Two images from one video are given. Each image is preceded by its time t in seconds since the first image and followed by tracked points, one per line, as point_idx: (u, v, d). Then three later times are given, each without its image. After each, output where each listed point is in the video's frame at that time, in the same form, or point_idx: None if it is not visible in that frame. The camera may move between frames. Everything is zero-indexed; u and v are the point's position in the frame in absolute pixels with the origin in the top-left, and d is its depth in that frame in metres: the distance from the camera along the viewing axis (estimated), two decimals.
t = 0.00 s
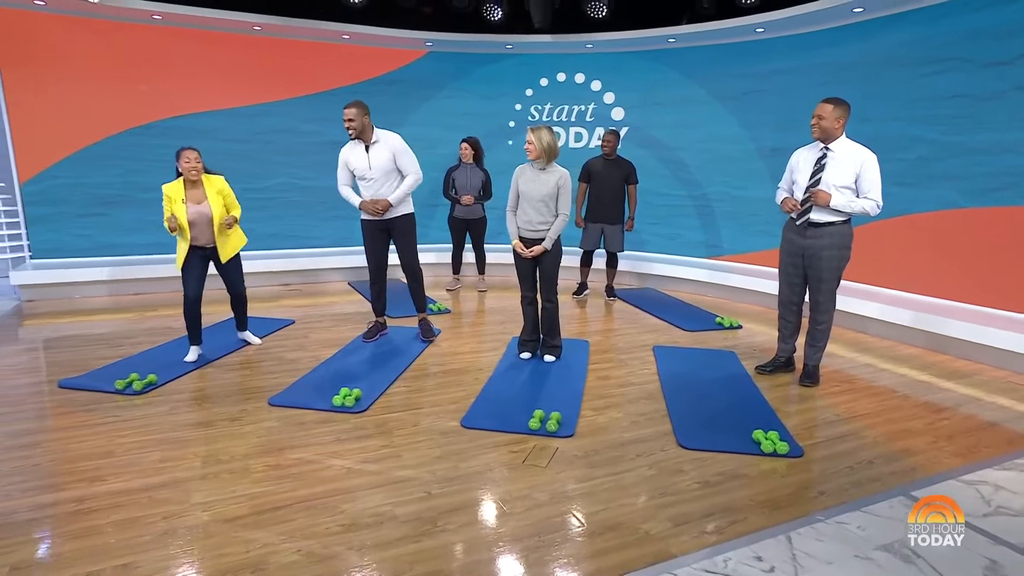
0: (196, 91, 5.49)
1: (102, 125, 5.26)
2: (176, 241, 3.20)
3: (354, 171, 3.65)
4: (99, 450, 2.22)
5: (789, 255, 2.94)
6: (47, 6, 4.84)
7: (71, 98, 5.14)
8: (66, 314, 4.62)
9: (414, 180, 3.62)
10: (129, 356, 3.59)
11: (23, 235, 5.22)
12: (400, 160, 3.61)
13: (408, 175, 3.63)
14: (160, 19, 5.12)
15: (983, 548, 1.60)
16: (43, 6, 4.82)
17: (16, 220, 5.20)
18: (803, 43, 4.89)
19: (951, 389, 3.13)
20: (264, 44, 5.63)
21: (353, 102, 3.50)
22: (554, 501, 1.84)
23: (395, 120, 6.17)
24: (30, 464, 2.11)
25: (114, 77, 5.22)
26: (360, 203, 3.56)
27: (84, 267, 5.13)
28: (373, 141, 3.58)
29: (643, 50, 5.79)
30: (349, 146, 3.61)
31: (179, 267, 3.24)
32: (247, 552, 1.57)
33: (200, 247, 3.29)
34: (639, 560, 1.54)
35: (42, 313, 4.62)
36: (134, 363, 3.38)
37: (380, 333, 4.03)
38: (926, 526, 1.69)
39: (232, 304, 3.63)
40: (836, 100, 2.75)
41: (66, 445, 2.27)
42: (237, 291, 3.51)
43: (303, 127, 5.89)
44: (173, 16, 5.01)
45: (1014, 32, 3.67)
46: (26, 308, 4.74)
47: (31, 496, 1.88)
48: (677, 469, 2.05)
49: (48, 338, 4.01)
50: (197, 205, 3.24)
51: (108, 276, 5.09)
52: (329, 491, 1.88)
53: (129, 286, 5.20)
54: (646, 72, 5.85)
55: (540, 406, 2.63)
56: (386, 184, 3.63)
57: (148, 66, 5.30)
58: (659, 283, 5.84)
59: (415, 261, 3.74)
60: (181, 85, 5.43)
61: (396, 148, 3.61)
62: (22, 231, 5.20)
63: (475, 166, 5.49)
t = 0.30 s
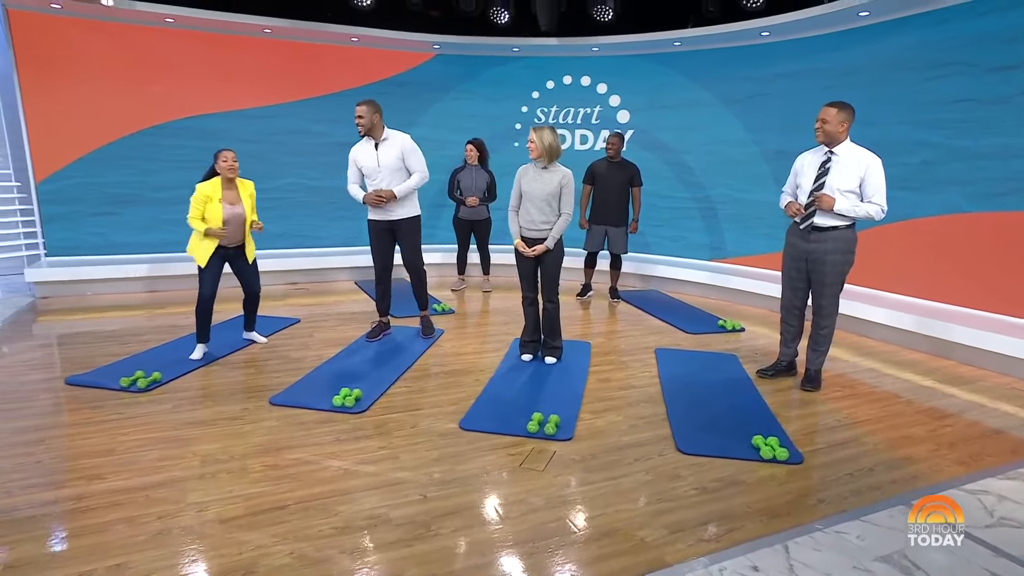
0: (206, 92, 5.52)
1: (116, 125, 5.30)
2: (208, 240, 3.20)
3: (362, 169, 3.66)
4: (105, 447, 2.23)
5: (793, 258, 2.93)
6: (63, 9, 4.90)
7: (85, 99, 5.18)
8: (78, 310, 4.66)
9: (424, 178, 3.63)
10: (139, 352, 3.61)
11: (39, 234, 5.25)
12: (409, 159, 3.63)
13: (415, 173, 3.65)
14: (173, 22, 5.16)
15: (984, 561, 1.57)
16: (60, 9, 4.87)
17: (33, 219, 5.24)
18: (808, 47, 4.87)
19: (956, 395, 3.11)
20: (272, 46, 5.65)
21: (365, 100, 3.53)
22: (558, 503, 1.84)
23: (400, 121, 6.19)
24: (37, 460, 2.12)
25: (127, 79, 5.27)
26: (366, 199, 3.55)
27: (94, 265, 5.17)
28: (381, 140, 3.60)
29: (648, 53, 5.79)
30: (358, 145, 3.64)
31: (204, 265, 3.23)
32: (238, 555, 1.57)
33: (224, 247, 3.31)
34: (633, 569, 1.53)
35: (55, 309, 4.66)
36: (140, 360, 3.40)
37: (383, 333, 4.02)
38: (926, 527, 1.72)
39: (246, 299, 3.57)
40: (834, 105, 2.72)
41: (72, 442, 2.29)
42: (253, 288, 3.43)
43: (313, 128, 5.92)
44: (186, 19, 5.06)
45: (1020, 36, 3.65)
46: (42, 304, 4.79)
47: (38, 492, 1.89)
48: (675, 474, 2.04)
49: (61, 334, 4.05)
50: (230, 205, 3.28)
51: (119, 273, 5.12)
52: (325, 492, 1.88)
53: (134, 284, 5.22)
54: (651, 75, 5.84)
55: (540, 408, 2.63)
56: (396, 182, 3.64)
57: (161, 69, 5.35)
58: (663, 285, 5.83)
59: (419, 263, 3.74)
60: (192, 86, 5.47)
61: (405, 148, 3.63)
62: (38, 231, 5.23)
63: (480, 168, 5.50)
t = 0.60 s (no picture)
0: (216, 95, 5.56)
1: (128, 128, 5.34)
2: (243, 232, 3.20)
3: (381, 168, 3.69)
4: (111, 444, 2.24)
5: (795, 261, 2.92)
6: (78, 14, 4.94)
7: (99, 102, 5.23)
8: (92, 308, 4.71)
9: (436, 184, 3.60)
10: (148, 350, 3.64)
11: (54, 232, 5.30)
12: (426, 163, 3.63)
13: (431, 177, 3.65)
14: (185, 26, 5.21)
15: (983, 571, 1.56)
16: (76, 14, 4.92)
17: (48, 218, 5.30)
18: (812, 50, 4.85)
19: (960, 399, 3.08)
20: (280, 49, 5.68)
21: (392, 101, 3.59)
22: (560, 507, 1.84)
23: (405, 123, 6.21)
24: (44, 457, 2.14)
25: (140, 82, 5.31)
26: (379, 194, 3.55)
27: (104, 264, 5.22)
28: (403, 140, 3.63)
29: (653, 56, 5.78)
30: (380, 143, 3.67)
31: (238, 257, 3.21)
32: (232, 556, 1.58)
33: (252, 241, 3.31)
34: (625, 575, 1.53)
35: (69, 307, 4.71)
36: (146, 358, 3.42)
37: (387, 333, 4.02)
38: (926, 527, 1.76)
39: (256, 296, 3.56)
40: (846, 104, 2.71)
41: (79, 439, 2.31)
42: (265, 286, 3.44)
43: (319, 129, 5.93)
44: (199, 23, 5.11)
45: None
46: (57, 301, 4.85)
47: (45, 489, 1.91)
48: (673, 478, 2.04)
49: (75, 331, 4.10)
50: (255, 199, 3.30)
51: (130, 272, 5.18)
52: (323, 493, 1.88)
53: (138, 284, 5.25)
54: (656, 78, 5.84)
55: (541, 409, 2.63)
56: (413, 183, 3.64)
57: (172, 72, 5.39)
58: (667, 287, 5.82)
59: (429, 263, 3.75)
60: (203, 89, 5.51)
61: (424, 151, 3.64)
62: (53, 229, 5.29)
63: (486, 170, 5.51)
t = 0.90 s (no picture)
0: (223, 98, 5.59)
1: (138, 130, 5.38)
2: (250, 229, 3.20)
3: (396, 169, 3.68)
4: (116, 444, 2.26)
5: (795, 263, 2.91)
6: (91, 18, 4.98)
7: (110, 106, 5.27)
8: (102, 307, 4.75)
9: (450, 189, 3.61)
10: (154, 349, 3.67)
11: (68, 232, 5.35)
12: (443, 166, 3.65)
13: (447, 180, 3.68)
14: (194, 30, 5.25)
15: None
16: (89, 18, 4.96)
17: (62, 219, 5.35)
18: (816, 52, 4.84)
19: (963, 404, 3.06)
20: (287, 53, 5.70)
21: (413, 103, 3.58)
22: (560, 511, 1.84)
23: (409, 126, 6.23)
24: (50, 455, 2.15)
25: (149, 85, 5.35)
26: (395, 196, 3.57)
27: (112, 264, 5.25)
28: (420, 142, 3.63)
29: (657, 58, 5.78)
30: (396, 144, 3.67)
31: (247, 254, 3.22)
32: (224, 559, 1.58)
33: (261, 239, 3.31)
34: None
35: (80, 306, 4.75)
36: (149, 358, 3.44)
37: (390, 333, 4.03)
38: (926, 526, 1.80)
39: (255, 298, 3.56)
40: (841, 110, 2.72)
41: (84, 438, 2.32)
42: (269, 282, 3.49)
43: (326, 131, 5.96)
44: (208, 27, 5.15)
45: None
46: (70, 301, 4.90)
47: (51, 488, 1.92)
48: (672, 482, 2.03)
49: (86, 330, 4.14)
50: (262, 197, 3.31)
51: (138, 272, 5.21)
52: (322, 495, 1.88)
53: (143, 284, 5.27)
54: (660, 80, 5.84)
55: (541, 411, 2.63)
56: (429, 185, 3.65)
57: (181, 76, 5.42)
58: (670, 288, 5.81)
59: (437, 264, 3.77)
60: (211, 92, 5.54)
61: (441, 154, 3.65)
62: (68, 230, 5.33)
63: (490, 171, 5.51)
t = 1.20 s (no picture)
0: (229, 101, 5.60)
1: (147, 134, 5.42)
2: (253, 231, 3.21)
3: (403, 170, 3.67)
4: (122, 444, 2.27)
5: (788, 271, 2.89)
6: (101, 24, 5.01)
7: (120, 110, 5.32)
8: (112, 307, 4.81)
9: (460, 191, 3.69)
10: (159, 349, 3.68)
11: (78, 234, 5.42)
12: (451, 169, 3.68)
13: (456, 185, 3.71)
14: (201, 34, 5.28)
15: None
16: (99, 24, 4.99)
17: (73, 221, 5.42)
18: (818, 53, 4.83)
19: (966, 408, 3.04)
20: (292, 56, 5.71)
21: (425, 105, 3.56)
22: (560, 516, 1.83)
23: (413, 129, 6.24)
24: (59, 455, 2.17)
25: (158, 89, 5.39)
26: (399, 197, 3.55)
27: (119, 265, 5.28)
28: (430, 145, 3.65)
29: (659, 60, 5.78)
30: (404, 145, 3.65)
31: (251, 256, 3.23)
32: (211, 565, 1.57)
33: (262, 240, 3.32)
34: None
35: (89, 306, 4.79)
36: (152, 358, 3.45)
37: (390, 333, 4.02)
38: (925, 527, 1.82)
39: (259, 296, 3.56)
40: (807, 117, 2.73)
41: (88, 439, 2.33)
42: (270, 284, 3.49)
43: (330, 134, 5.97)
44: (215, 31, 5.19)
45: None
46: (80, 301, 4.95)
47: (57, 488, 1.93)
48: (672, 488, 2.02)
49: (97, 330, 4.19)
50: (263, 199, 3.32)
51: (145, 273, 5.25)
52: (319, 498, 1.88)
53: (147, 285, 5.30)
54: (662, 82, 5.84)
55: (539, 413, 2.62)
56: (436, 189, 3.65)
57: (188, 80, 5.45)
58: (672, 289, 5.79)
59: (440, 265, 3.77)
60: (219, 96, 5.56)
61: (450, 157, 3.68)
62: (78, 231, 5.40)
63: (493, 173, 5.53)
